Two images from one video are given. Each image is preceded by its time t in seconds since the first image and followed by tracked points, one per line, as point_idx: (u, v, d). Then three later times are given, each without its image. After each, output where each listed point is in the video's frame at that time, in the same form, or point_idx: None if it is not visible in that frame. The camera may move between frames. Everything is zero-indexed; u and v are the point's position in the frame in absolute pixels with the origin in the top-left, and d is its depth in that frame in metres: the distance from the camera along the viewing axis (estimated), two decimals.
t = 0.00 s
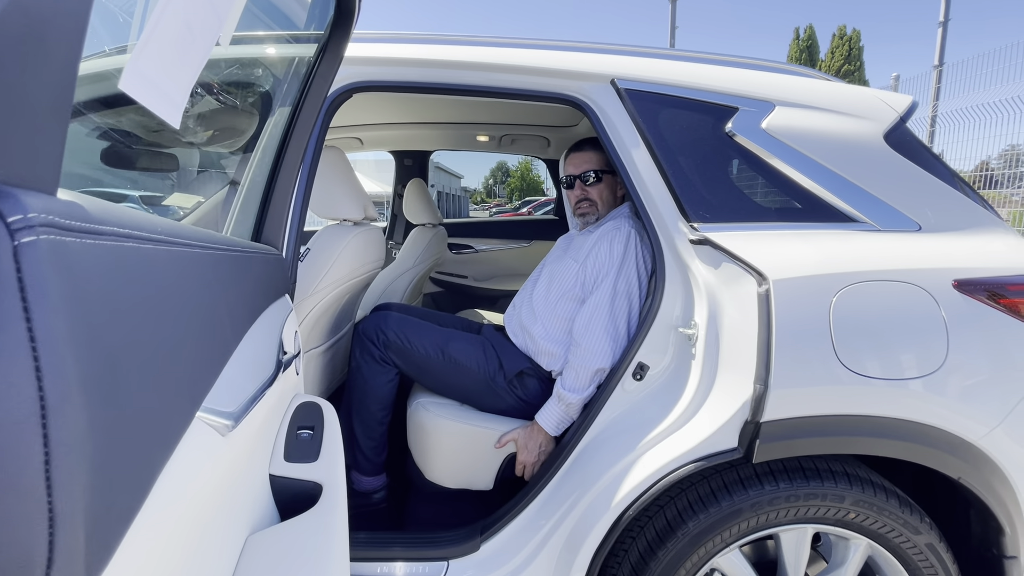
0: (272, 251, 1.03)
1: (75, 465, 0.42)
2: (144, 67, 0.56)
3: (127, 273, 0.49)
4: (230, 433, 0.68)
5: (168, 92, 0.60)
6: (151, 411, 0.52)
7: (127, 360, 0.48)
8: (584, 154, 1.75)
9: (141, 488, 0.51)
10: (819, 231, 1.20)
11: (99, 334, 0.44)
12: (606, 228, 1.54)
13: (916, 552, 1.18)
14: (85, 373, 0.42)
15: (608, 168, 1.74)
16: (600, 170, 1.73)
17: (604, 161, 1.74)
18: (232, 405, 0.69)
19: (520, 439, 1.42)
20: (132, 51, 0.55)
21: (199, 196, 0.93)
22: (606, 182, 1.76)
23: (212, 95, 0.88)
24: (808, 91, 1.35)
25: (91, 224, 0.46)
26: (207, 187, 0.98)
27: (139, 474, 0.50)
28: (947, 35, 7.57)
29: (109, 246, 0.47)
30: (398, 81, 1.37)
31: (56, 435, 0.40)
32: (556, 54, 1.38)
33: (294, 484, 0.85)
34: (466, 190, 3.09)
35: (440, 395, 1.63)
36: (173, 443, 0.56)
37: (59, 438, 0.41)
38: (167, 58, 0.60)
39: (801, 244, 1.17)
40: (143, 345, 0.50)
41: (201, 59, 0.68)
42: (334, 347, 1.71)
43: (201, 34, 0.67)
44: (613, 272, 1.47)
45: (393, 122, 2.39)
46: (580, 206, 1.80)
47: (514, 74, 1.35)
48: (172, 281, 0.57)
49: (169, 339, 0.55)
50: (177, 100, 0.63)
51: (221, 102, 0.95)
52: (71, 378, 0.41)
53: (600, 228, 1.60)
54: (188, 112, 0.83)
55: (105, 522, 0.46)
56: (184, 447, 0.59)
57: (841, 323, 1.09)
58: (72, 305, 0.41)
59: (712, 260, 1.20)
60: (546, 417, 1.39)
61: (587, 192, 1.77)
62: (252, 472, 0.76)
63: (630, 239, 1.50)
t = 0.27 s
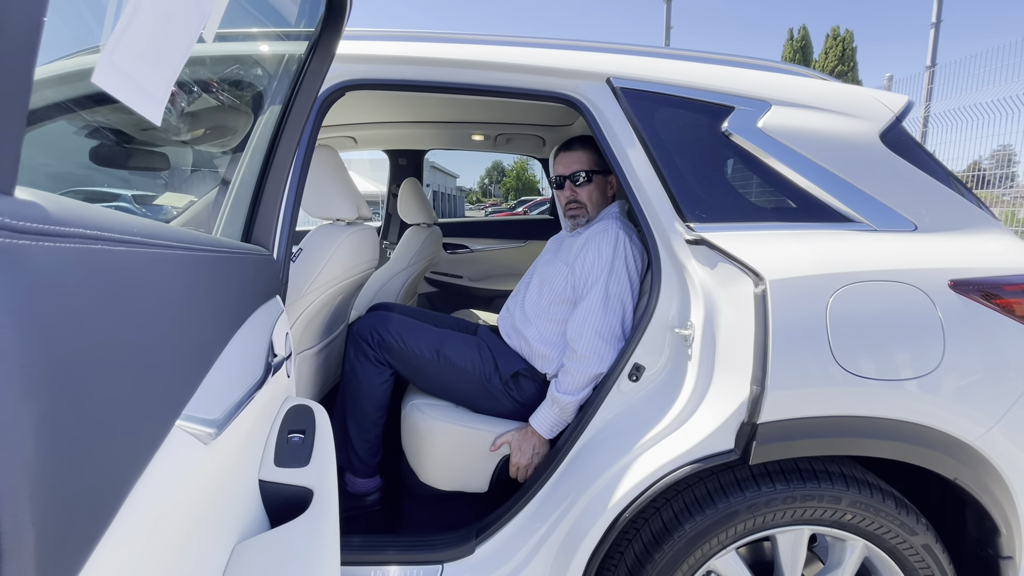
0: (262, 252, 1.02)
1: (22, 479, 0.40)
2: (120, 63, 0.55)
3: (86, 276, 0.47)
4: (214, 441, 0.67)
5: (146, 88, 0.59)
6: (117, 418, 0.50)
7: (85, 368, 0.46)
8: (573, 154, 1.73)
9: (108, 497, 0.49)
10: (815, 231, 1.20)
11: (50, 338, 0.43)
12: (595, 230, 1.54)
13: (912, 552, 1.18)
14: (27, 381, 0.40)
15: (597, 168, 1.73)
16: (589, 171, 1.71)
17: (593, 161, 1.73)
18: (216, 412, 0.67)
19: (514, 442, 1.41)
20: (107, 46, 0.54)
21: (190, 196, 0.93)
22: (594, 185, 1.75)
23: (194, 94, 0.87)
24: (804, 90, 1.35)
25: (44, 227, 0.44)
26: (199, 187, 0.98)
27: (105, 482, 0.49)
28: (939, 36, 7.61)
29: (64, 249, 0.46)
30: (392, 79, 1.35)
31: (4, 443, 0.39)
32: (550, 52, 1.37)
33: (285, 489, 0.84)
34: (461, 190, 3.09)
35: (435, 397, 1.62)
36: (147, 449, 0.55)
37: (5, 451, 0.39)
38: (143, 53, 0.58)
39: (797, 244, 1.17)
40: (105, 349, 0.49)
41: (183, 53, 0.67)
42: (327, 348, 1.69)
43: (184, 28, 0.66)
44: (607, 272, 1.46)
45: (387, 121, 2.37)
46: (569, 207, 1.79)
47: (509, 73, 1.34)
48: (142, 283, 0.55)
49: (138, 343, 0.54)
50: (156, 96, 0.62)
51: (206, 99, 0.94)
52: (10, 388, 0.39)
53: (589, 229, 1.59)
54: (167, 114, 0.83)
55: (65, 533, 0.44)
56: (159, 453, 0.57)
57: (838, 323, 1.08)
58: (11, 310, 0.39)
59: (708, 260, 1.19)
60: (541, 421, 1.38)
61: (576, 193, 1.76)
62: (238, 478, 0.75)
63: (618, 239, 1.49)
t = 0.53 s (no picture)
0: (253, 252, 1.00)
1: None
2: (96, 53, 0.57)
3: (49, 278, 0.46)
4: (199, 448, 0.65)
5: (128, 81, 0.61)
6: (86, 423, 0.49)
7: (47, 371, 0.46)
8: (550, 149, 1.72)
9: (76, 506, 0.48)
10: (811, 231, 1.19)
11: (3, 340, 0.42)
12: (573, 229, 1.55)
13: (908, 553, 1.17)
14: None
15: (574, 164, 1.73)
16: (567, 166, 1.72)
17: (570, 157, 1.73)
18: (201, 418, 0.66)
19: (509, 444, 1.40)
20: (84, 37, 0.56)
21: (180, 195, 0.94)
22: (572, 181, 1.75)
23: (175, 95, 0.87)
24: (800, 90, 1.35)
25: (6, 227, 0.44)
26: (190, 187, 0.99)
27: (72, 489, 0.48)
28: (931, 38, 7.66)
29: (24, 250, 0.45)
30: (386, 77, 1.34)
31: None
32: (546, 50, 1.36)
33: (277, 493, 0.82)
34: (456, 190, 3.04)
35: (431, 398, 1.61)
36: (122, 456, 0.54)
37: None
38: (123, 48, 0.60)
39: (793, 244, 1.16)
40: (71, 353, 0.48)
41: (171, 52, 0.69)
42: (321, 349, 1.68)
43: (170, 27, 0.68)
44: (596, 272, 1.45)
45: (381, 120, 2.35)
46: (547, 204, 1.78)
47: (504, 71, 1.33)
48: (117, 285, 0.54)
49: (113, 347, 0.53)
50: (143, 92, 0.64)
51: (194, 97, 0.94)
52: None
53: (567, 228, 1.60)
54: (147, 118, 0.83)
55: (21, 542, 0.43)
56: (137, 461, 0.56)
57: (834, 324, 1.08)
58: None
59: (704, 260, 1.18)
60: (536, 423, 1.37)
61: (555, 190, 1.75)
62: (226, 483, 0.73)
63: (598, 236, 1.50)
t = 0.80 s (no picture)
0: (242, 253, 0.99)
1: None
2: (65, 49, 0.58)
3: (6, 283, 0.45)
4: (178, 455, 0.64)
5: (101, 77, 0.63)
6: (49, 431, 0.48)
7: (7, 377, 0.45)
8: (524, 149, 1.72)
9: (38, 517, 0.47)
10: (804, 232, 1.19)
11: None
12: (556, 228, 1.55)
13: (901, 553, 1.18)
14: None
15: (550, 162, 1.73)
16: (543, 165, 1.72)
17: (545, 155, 1.73)
18: (180, 424, 0.65)
19: (505, 444, 1.40)
20: (52, 35, 0.58)
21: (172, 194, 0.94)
22: (549, 179, 1.75)
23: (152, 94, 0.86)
24: (794, 90, 1.35)
25: None
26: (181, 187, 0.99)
27: (36, 498, 0.47)
28: (923, 40, 7.71)
29: None
30: (379, 76, 1.33)
31: None
32: (539, 49, 1.36)
33: (266, 496, 0.82)
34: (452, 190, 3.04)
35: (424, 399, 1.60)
36: (91, 464, 0.52)
37: None
38: (93, 44, 0.61)
39: (786, 245, 1.16)
40: (32, 358, 0.47)
41: (145, 47, 0.70)
42: (313, 350, 1.66)
43: (141, 20, 0.69)
44: (583, 272, 1.45)
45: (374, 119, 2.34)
46: (527, 203, 1.78)
47: (497, 71, 1.33)
48: (84, 288, 0.53)
49: (79, 352, 0.52)
50: (118, 88, 0.66)
51: (179, 96, 0.93)
52: None
53: (550, 227, 1.60)
54: (125, 121, 0.82)
55: None
56: (109, 469, 0.55)
57: (826, 324, 1.08)
58: None
59: (697, 261, 1.18)
60: (530, 425, 1.37)
61: (532, 189, 1.75)
62: (211, 487, 0.72)
63: (581, 235, 1.50)
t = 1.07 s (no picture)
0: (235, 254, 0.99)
1: None
2: (47, 48, 0.57)
3: None
4: (166, 458, 0.63)
5: (84, 76, 0.62)
6: (31, 435, 0.48)
7: None
8: (519, 149, 1.72)
9: (19, 522, 0.46)
10: (797, 233, 1.20)
11: None
12: (549, 228, 1.56)
13: (893, 552, 1.18)
14: None
15: (546, 161, 1.73)
16: (538, 165, 1.72)
17: (542, 153, 1.73)
18: (168, 427, 0.64)
19: (502, 446, 1.39)
20: (32, 34, 0.57)
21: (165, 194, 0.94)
22: (545, 179, 1.75)
23: (141, 92, 0.85)
24: (787, 91, 1.35)
25: None
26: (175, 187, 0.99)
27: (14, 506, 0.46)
28: (915, 42, 7.76)
29: None
30: (373, 76, 1.33)
31: None
32: (534, 50, 1.36)
33: (260, 499, 0.81)
34: (448, 189, 3.04)
35: (419, 400, 1.59)
36: (75, 469, 0.52)
37: None
38: (78, 42, 0.61)
39: (780, 245, 1.17)
40: (14, 361, 0.46)
41: (129, 45, 0.69)
42: (307, 350, 1.66)
43: (124, 18, 0.68)
44: (577, 271, 1.45)
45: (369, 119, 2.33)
46: (523, 202, 1.79)
47: (492, 71, 1.32)
48: (69, 289, 0.53)
49: (63, 355, 0.51)
50: (101, 87, 0.65)
51: (171, 94, 0.93)
52: None
53: (543, 226, 1.61)
54: (114, 119, 0.80)
55: None
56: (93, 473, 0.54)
57: (820, 325, 1.09)
58: None
59: (692, 262, 1.19)
60: (525, 425, 1.37)
61: (527, 187, 1.75)
62: (201, 490, 0.72)
63: (574, 235, 1.50)
